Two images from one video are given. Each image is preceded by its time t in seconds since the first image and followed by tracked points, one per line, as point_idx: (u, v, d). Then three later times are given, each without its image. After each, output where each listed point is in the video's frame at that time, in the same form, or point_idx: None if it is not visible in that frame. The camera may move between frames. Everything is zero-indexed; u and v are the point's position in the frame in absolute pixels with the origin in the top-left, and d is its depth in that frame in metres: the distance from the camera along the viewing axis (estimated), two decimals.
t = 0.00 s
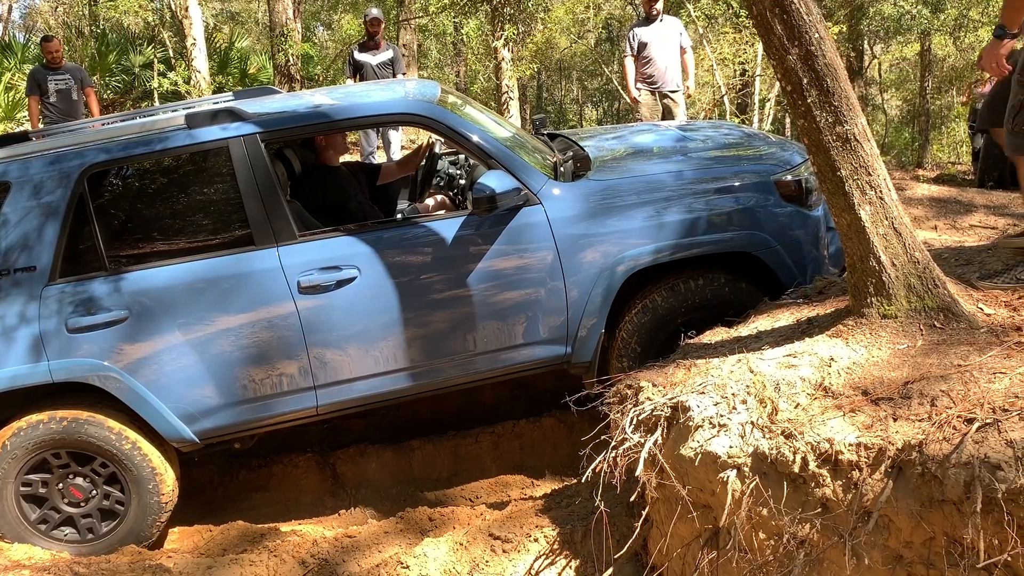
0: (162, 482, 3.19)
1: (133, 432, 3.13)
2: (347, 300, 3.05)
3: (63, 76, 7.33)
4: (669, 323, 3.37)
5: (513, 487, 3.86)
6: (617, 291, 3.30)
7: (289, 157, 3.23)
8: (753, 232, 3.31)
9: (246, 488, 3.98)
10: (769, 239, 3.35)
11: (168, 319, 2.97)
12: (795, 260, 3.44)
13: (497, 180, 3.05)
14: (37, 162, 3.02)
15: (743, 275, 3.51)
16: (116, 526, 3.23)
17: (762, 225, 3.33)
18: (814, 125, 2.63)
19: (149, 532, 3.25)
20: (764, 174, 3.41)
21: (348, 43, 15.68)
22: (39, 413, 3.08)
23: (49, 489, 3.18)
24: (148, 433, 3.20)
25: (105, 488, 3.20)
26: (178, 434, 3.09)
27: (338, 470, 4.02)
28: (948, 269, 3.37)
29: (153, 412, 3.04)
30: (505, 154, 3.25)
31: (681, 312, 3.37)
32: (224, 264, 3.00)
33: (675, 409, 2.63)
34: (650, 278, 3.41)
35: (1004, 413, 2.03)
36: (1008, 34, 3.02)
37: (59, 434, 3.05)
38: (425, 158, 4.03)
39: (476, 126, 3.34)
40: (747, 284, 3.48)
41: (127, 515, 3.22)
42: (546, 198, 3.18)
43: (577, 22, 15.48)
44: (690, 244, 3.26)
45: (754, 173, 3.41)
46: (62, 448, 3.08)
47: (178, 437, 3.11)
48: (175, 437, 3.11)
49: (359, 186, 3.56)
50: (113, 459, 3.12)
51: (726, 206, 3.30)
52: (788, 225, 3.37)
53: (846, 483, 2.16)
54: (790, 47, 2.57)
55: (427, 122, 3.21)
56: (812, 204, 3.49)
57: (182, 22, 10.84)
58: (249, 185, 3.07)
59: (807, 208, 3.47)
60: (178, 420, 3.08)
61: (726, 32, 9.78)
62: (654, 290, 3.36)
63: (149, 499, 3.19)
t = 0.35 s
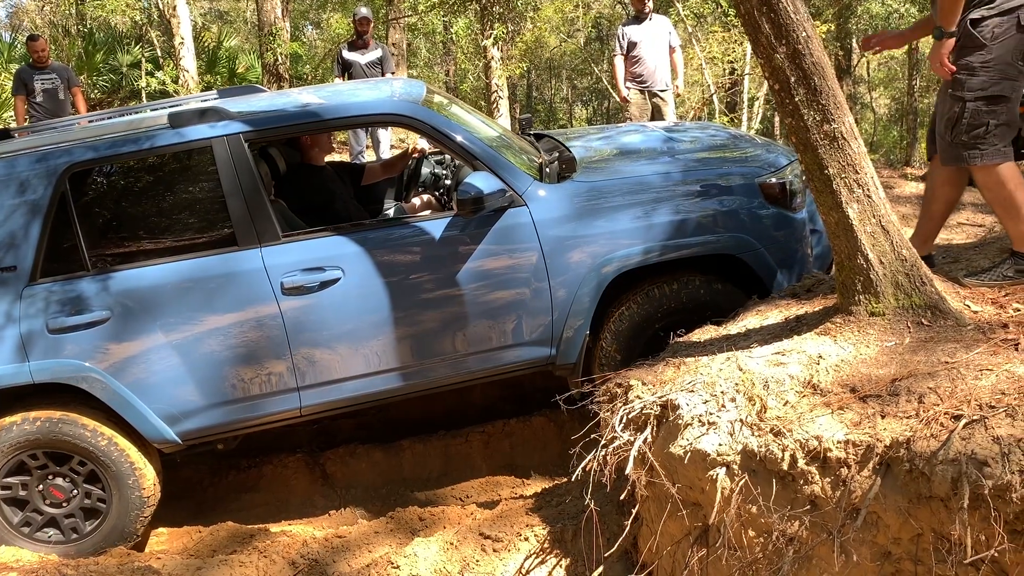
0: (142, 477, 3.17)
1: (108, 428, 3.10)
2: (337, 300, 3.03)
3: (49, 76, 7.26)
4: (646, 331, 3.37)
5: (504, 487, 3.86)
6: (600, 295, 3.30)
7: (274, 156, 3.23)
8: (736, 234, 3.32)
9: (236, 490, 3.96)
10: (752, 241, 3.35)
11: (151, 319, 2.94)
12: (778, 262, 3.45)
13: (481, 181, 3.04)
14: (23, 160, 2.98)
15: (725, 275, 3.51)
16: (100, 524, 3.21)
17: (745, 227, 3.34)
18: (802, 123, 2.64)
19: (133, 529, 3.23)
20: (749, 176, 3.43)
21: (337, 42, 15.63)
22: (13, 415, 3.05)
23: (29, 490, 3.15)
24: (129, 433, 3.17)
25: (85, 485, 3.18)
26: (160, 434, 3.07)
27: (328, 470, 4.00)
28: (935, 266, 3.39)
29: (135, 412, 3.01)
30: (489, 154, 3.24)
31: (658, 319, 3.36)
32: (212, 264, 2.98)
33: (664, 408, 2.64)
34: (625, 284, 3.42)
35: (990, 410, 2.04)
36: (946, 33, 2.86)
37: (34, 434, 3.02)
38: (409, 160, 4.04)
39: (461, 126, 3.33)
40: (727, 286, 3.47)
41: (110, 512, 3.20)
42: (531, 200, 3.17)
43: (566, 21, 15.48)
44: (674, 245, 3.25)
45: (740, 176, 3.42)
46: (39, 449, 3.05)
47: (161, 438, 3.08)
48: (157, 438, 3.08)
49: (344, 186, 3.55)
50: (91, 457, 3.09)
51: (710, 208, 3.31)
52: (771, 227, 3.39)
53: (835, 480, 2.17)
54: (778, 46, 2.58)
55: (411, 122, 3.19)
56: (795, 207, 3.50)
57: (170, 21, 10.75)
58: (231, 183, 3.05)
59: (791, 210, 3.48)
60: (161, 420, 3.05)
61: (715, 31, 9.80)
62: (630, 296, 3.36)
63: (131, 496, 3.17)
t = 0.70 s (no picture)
0: (121, 466, 3.12)
1: (78, 418, 3.05)
2: (331, 297, 3.02)
3: (42, 73, 7.22)
4: (627, 339, 3.36)
5: (499, 485, 3.86)
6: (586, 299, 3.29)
7: (261, 153, 3.24)
8: (722, 240, 3.31)
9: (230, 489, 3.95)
10: (739, 246, 3.34)
11: (137, 318, 2.93)
12: (766, 266, 3.44)
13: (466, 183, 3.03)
14: (15, 154, 2.96)
15: (712, 281, 3.50)
16: (84, 518, 3.19)
17: (733, 232, 3.33)
18: (796, 121, 2.64)
19: (118, 520, 3.19)
20: (738, 180, 3.41)
21: (331, 39, 15.58)
22: None
23: (11, 490, 3.14)
24: (106, 424, 3.12)
25: (64, 479, 3.14)
26: (143, 434, 3.05)
27: (323, 468, 3.99)
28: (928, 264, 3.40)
29: (117, 411, 3.00)
30: (475, 154, 3.21)
31: (640, 328, 3.36)
32: (206, 260, 2.96)
33: (659, 405, 2.64)
34: (611, 289, 3.40)
35: (984, 407, 2.05)
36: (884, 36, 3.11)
37: (5, 433, 2.98)
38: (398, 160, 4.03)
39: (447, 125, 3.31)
40: (713, 293, 3.46)
41: (92, 504, 3.16)
42: (518, 202, 3.15)
43: (560, 19, 15.47)
44: (663, 248, 3.24)
45: (729, 179, 3.40)
46: (13, 447, 3.02)
47: (144, 438, 3.07)
48: (140, 438, 3.07)
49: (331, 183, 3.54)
50: (66, 451, 3.04)
51: (698, 213, 3.29)
52: (759, 231, 3.37)
53: (829, 477, 2.17)
54: (772, 44, 2.58)
55: (395, 122, 3.16)
56: (783, 210, 3.47)
57: (163, 18, 10.70)
58: (217, 180, 3.03)
59: (779, 215, 3.45)
60: (144, 419, 3.04)
61: (709, 29, 9.81)
62: (615, 301, 3.35)
63: (113, 486, 3.12)
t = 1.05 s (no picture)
0: (85, 443, 3.11)
1: (35, 405, 3.05)
2: (329, 295, 3.02)
3: (39, 69, 7.20)
4: (606, 350, 3.34)
5: (495, 483, 3.85)
6: (571, 302, 3.28)
7: (246, 150, 3.24)
8: (702, 250, 3.29)
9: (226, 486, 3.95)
10: (721, 256, 3.33)
11: (135, 310, 2.92)
12: (746, 277, 3.42)
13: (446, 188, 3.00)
14: (12, 144, 2.94)
15: (693, 292, 3.48)
16: (63, 503, 3.18)
17: (716, 241, 3.32)
18: (794, 120, 2.64)
19: (96, 496, 3.18)
20: (721, 190, 3.38)
21: (330, 36, 15.54)
22: None
23: None
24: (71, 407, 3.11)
25: (31, 466, 3.13)
26: (120, 430, 3.04)
27: (319, 465, 3.99)
28: (925, 263, 3.40)
29: (93, 407, 2.98)
30: (455, 155, 3.19)
31: (612, 344, 3.34)
32: (205, 256, 2.96)
33: (655, 403, 2.64)
34: (592, 296, 3.39)
35: (980, 406, 2.05)
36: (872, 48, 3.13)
37: None
38: (382, 167, 4.07)
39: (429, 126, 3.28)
40: (693, 305, 3.44)
41: (66, 485, 3.16)
42: (503, 208, 3.13)
43: (559, 18, 15.46)
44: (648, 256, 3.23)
45: (713, 189, 3.38)
46: None
47: (125, 437, 3.06)
48: (121, 436, 3.06)
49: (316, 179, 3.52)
50: (28, 437, 3.03)
51: (677, 224, 3.26)
52: (740, 241, 3.36)
53: (826, 475, 2.17)
54: (771, 42, 2.58)
55: (373, 122, 3.13)
56: (766, 221, 3.45)
57: (160, 14, 10.65)
58: (199, 178, 3.01)
59: (761, 225, 3.43)
60: (121, 416, 3.02)
61: (708, 28, 9.82)
62: (595, 308, 3.34)
63: (85, 465, 3.12)
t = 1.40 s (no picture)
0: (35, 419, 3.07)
1: None
2: (333, 300, 3.02)
3: (48, 69, 7.24)
4: (585, 373, 3.26)
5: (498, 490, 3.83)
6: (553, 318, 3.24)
7: (232, 153, 3.26)
8: (683, 274, 3.21)
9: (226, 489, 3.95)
10: (703, 282, 3.26)
11: (139, 308, 2.93)
12: (726, 301, 3.33)
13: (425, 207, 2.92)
14: (22, 138, 2.94)
15: (675, 316, 3.38)
16: (32, 486, 3.17)
17: (699, 266, 3.24)
18: (803, 129, 2.64)
19: (61, 472, 3.15)
20: (704, 216, 3.30)
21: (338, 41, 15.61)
22: None
23: None
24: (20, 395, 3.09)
25: None
26: (90, 433, 3.04)
27: (322, 469, 3.99)
28: (932, 274, 3.39)
29: (65, 409, 2.99)
30: (433, 167, 3.15)
31: (584, 367, 3.25)
32: (212, 260, 2.96)
33: (660, 411, 2.63)
34: (570, 315, 3.32)
35: (987, 418, 2.04)
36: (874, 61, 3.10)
37: None
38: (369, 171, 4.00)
39: (411, 138, 3.25)
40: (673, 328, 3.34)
41: (27, 465, 3.13)
42: (483, 223, 3.09)
43: (567, 26, 15.52)
44: (639, 278, 3.16)
45: (696, 214, 3.30)
46: None
47: (103, 438, 3.06)
48: (98, 437, 3.06)
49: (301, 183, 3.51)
50: None
51: (658, 249, 3.18)
52: (721, 267, 3.28)
53: (830, 485, 2.16)
54: (780, 50, 2.58)
55: (353, 133, 3.10)
56: (749, 247, 3.37)
57: (170, 16, 10.69)
58: (179, 184, 3.00)
59: (743, 252, 3.35)
60: (92, 419, 3.03)
61: (716, 36, 9.83)
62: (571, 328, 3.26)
63: (42, 444, 3.09)
